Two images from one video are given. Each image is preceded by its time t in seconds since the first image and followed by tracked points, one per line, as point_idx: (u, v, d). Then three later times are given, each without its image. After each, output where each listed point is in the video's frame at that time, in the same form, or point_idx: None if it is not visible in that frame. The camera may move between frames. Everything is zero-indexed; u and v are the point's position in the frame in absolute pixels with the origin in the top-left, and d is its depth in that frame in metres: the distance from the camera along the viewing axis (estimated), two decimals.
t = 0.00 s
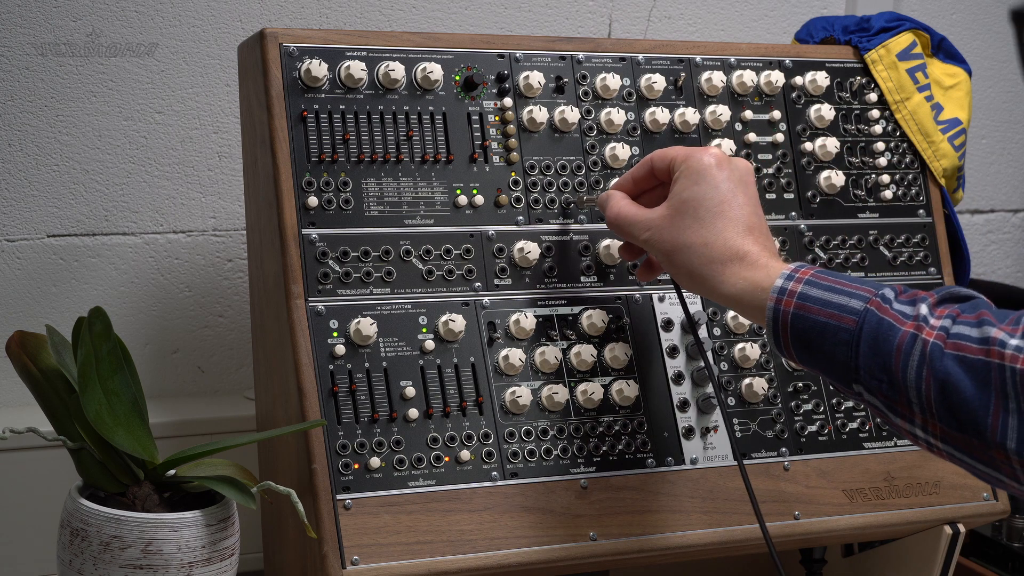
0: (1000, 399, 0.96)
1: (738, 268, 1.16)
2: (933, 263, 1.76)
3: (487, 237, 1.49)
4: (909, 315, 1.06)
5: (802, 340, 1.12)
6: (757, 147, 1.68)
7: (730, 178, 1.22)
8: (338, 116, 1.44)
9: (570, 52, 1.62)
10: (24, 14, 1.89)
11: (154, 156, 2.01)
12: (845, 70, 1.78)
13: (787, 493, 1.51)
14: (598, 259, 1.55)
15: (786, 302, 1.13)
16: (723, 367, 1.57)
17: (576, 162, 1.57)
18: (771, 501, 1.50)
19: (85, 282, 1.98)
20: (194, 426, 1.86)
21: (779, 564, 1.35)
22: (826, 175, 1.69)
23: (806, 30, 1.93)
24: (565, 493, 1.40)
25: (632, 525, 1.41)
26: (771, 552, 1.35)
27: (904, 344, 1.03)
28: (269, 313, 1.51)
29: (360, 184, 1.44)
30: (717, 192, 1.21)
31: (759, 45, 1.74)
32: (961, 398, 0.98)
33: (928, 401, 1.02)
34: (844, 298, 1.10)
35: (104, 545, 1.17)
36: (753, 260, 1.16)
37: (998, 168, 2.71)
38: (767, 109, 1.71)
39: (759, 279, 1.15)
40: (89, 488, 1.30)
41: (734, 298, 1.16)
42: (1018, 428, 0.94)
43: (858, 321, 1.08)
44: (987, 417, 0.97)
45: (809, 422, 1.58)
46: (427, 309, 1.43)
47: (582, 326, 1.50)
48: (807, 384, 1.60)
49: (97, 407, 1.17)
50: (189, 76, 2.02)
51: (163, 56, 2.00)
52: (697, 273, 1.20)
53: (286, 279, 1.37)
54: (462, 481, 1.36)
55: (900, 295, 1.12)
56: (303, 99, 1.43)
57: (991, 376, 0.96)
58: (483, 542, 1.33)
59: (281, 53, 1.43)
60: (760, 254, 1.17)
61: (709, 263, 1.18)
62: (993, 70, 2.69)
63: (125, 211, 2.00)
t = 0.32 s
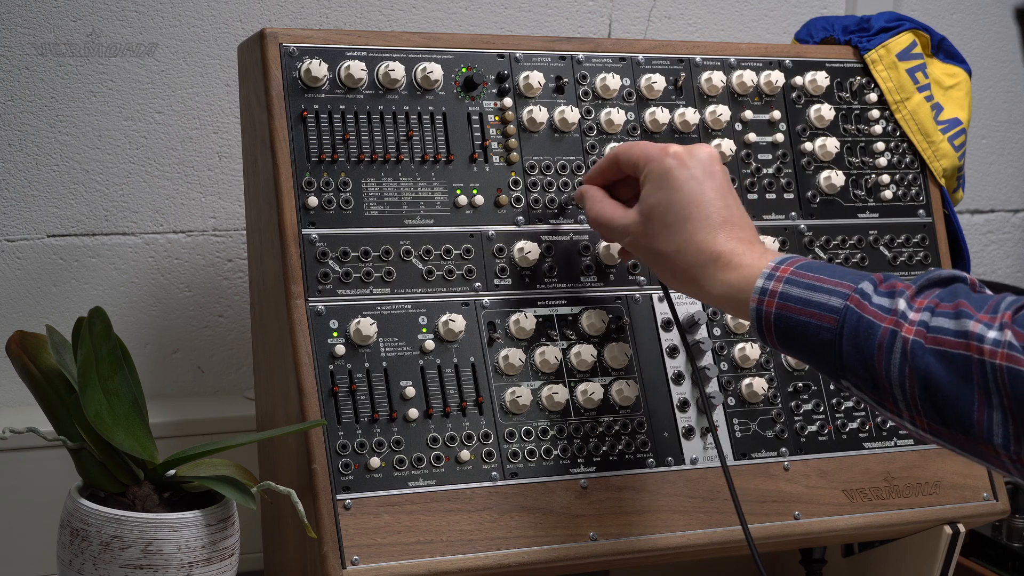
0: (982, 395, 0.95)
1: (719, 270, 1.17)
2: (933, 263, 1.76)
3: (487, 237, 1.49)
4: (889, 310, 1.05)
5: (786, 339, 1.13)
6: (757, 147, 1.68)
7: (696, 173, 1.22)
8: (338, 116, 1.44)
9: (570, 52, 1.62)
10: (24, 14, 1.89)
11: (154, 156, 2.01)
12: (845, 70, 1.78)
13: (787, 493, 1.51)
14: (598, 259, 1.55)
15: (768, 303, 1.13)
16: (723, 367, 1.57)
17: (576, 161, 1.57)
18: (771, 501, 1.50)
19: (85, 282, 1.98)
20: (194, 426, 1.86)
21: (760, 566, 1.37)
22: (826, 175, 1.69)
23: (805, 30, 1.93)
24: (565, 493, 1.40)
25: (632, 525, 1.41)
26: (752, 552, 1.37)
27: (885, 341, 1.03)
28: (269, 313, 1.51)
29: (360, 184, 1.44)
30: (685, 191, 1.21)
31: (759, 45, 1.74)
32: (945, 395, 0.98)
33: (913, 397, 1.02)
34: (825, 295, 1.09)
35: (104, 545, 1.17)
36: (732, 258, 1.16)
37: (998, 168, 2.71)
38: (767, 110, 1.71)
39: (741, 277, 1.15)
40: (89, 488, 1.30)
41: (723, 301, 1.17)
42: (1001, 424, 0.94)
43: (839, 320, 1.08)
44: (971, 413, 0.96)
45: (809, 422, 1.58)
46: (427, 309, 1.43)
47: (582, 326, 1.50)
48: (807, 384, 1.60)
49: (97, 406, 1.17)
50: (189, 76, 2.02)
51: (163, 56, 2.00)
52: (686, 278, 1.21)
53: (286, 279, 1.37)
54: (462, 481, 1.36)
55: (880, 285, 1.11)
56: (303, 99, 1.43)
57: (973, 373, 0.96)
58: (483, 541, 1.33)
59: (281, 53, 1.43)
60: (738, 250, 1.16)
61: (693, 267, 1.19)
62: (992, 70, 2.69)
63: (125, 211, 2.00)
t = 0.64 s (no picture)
0: (986, 386, 0.90)
1: (708, 254, 1.13)
2: (933, 263, 1.76)
3: (487, 237, 1.49)
4: (889, 299, 1.00)
5: (777, 328, 1.07)
6: (757, 147, 1.68)
7: (694, 165, 1.23)
8: (338, 116, 1.44)
9: (570, 52, 1.62)
10: (24, 14, 1.89)
11: (154, 156, 2.01)
12: (845, 70, 1.78)
13: (787, 493, 1.51)
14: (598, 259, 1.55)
15: (763, 289, 1.08)
16: (723, 367, 1.57)
17: (576, 161, 1.57)
18: (771, 501, 1.50)
19: (85, 282, 1.98)
20: (194, 426, 1.86)
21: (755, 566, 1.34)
22: (826, 175, 1.69)
23: (806, 30, 1.93)
24: (565, 493, 1.40)
25: (632, 525, 1.41)
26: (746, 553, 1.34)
27: (885, 329, 0.98)
28: (269, 313, 1.51)
29: (360, 184, 1.44)
30: (682, 177, 1.20)
31: (759, 45, 1.74)
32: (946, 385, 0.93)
33: (910, 387, 0.96)
34: (822, 283, 1.05)
35: (104, 545, 1.17)
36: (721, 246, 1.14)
37: (998, 168, 2.71)
38: (767, 110, 1.71)
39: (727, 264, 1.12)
40: (89, 489, 1.30)
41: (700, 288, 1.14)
42: (1003, 417, 0.89)
43: (836, 308, 1.03)
44: (973, 405, 0.91)
45: (809, 422, 1.58)
46: (427, 309, 1.43)
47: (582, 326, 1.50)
48: (807, 384, 1.60)
49: (97, 406, 1.17)
50: (189, 76, 2.02)
51: (163, 56, 2.00)
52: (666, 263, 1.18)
53: (286, 279, 1.37)
54: (463, 481, 1.36)
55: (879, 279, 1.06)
56: (303, 99, 1.43)
57: (977, 363, 0.90)
58: (483, 541, 1.33)
59: (281, 53, 1.43)
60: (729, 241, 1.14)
61: (679, 248, 1.16)
62: (993, 70, 2.69)
63: (125, 211, 2.00)
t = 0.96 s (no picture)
0: None
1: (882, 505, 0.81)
2: (933, 263, 1.76)
3: (487, 237, 1.49)
4: None
5: None
6: (757, 147, 1.68)
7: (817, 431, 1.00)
8: (338, 116, 1.44)
9: (570, 52, 1.62)
10: (24, 14, 1.89)
11: (155, 156, 2.01)
12: (845, 70, 1.78)
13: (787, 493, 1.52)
14: (598, 259, 1.55)
15: None
16: (723, 368, 1.57)
17: (576, 161, 1.57)
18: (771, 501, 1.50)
19: (85, 282, 1.98)
20: (194, 426, 1.86)
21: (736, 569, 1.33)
22: (826, 175, 1.69)
23: (806, 30, 1.93)
24: (565, 493, 1.40)
25: (631, 524, 1.41)
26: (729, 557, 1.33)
27: None
28: (269, 313, 1.51)
29: (360, 184, 1.44)
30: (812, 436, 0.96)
31: (759, 45, 1.74)
32: None
33: None
34: None
35: (104, 545, 1.17)
36: (839, 488, 0.79)
37: (998, 168, 2.71)
38: (767, 110, 1.71)
39: (888, 571, 0.65)
40: (89, 488, 1.30)
41: (766, 544, 0.77)
42: None
43: None
44: None
45: (809, 422, 1.58)
46: (427, 309, 1.43)
47: (582, 326, 1.50)
48: (807, 384, 1.59)
49: (97, 407, 1.17)
50: (189, 76, 2.02)
51: (163, 56, 2.00)
52: (790, 483, 0.79)
53: (286, 279, 1.37)
54: (462, 481, 1.36)
55: None
56: (303, 99, 1.43)
57: None
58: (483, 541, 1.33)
59: (281, 53, 1.43)
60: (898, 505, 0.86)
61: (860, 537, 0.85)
62: (993, 70, 2.69)
63: (125, 211, 2.00)
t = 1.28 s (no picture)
0: None
1: None
2: (933, 263, 1.76)
3: (487, 237, 1.49)
4: None
5: None
6: (757, 147, 1.68)
7: None
8: (338, 116, 1.44)
9: (570, 52, 1.62)
10: (24, 14, 1.89)
11: (154, 156, 2.01)
12: (845, 70, 1.78)
13: (787, 493, 1.52)
14: (598, 259, 1.55)
15: None
16: (723, 368, 1.57)
17: (576, 161, 1.57)
18: (771, 501, 1.50)
19: (85, 282, 1.98)
20: (194, 426, 1.86)
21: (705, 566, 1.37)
22: (826, 175, 1.69)
23: (806, 30, 1.93)
24: (565, 493, 1.40)
25: (631, 525, 1.41)
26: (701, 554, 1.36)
27: None
28: (269, 313, 1.51)
29: (360, 184, 1.44)
30: None
31: (759, 45, 1.74)
32: None
33: None
34: None
35: (104, 545, 1.17)
36: None
37: (998, 168, 2.71)
38: (767, 110, 1.71)
39: None
40: (89, 489, 1.30)
41: None
42: None
43: None
44: None
45: (809, 422, 1.58)
46: (427, 309, 1.43)
47: (582, 326, 1.50)
48: (807, 384, 1.59)
49: (97, 406, 1.17)
50: (189, 76, 2.02)
51: (163, 56, 2.00)
52: None
53: (286, 279, 1.37)
54: (462, 481, 1.36)
55: None
56: (303, 99, 1.43)
57: None
58: (483, 541, 1.33)
59: (281, 53, 1.43)
60: None
61: None
62: (993, 70, 2.69)
63: (125, 211, 2.00)
